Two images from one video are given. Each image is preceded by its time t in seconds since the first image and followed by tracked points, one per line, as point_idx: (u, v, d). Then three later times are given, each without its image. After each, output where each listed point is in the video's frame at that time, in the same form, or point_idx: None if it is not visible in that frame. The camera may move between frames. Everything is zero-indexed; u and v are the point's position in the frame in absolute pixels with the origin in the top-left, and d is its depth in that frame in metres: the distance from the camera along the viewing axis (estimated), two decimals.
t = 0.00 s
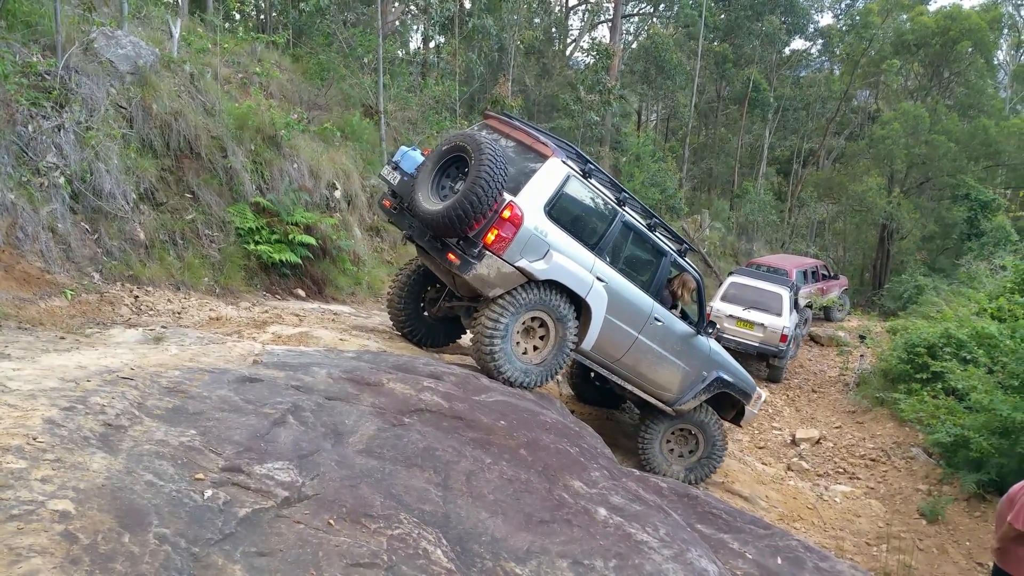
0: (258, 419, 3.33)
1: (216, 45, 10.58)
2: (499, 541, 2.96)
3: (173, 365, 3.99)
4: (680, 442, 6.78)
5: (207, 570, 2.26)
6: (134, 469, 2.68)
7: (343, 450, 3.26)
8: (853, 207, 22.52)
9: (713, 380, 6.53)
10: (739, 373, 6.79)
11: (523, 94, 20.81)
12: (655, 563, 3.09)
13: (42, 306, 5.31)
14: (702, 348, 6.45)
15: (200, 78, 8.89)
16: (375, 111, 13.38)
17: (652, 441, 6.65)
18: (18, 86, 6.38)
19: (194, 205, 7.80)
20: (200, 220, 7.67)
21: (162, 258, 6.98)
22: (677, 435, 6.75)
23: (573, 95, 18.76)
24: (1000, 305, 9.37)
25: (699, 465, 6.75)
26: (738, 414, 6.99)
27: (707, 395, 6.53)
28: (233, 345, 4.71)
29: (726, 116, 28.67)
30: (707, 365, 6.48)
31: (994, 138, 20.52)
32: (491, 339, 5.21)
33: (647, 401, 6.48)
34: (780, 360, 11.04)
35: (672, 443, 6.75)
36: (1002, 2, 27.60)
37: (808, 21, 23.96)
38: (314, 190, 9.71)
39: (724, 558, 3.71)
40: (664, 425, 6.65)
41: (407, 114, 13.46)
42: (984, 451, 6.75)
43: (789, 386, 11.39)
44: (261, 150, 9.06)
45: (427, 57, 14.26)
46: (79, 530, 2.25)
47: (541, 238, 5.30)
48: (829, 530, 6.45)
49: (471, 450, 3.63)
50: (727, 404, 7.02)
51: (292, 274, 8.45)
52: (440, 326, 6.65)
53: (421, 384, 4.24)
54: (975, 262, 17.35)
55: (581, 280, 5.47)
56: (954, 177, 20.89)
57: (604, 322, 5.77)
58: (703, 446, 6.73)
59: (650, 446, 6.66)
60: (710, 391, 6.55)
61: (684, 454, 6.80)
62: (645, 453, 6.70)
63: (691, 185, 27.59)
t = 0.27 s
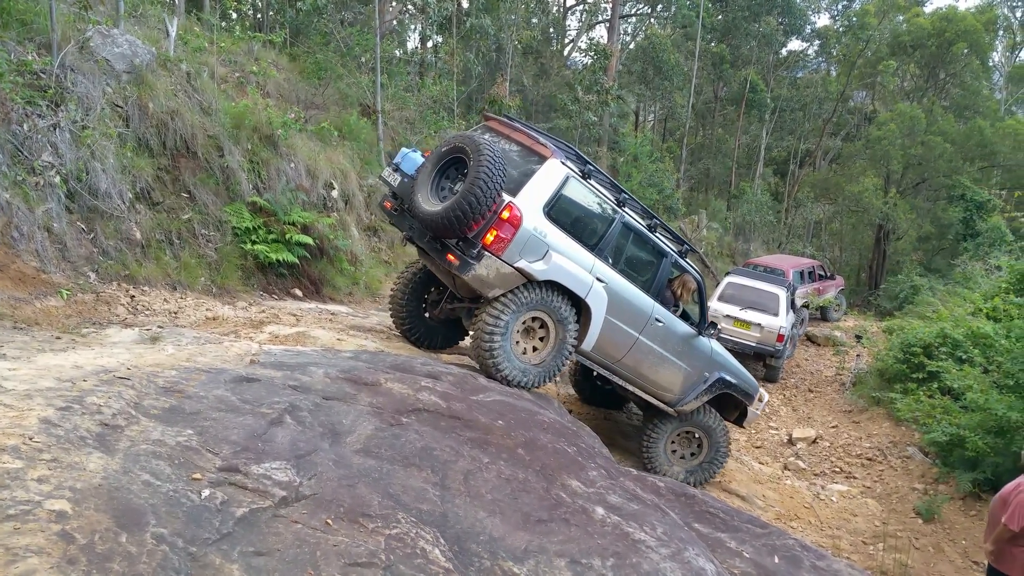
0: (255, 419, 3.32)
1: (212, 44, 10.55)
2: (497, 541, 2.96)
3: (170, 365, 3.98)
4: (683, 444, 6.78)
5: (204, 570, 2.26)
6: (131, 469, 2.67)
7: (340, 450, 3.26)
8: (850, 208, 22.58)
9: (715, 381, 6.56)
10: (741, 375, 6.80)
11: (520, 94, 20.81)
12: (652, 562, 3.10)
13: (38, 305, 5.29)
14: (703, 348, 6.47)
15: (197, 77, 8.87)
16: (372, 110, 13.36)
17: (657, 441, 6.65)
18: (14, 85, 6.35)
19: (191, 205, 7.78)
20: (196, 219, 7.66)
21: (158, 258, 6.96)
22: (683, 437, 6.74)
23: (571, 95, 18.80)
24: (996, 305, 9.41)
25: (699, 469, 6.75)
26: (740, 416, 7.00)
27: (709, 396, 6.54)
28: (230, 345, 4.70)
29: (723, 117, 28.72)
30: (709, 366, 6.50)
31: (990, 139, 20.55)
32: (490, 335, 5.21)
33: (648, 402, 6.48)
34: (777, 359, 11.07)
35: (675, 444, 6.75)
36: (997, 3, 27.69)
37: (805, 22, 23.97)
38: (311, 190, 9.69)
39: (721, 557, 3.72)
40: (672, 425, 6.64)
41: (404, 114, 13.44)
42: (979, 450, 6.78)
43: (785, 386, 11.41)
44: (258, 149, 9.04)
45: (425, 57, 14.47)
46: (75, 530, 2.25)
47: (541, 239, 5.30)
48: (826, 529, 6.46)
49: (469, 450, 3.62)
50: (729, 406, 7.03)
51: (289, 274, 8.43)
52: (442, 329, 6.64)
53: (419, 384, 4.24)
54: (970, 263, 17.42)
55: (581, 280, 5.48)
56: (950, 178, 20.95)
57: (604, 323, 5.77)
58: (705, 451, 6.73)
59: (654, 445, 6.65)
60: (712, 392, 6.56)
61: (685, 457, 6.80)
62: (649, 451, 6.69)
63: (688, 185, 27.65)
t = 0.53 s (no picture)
0: (252, 413, 3.33)
1: (214, 39, 10.56)
2: (492, 538, 2.97)
3: (168, 358, 3.98)
4: (689, 445, 6.79)
5: (200, 563, 2.26)
6: (129, 461, 2.68)
7: (337, 446, 3.26)
8: (850, 210, 22.59)
9: (719, 383, 6.57)
10: (745, 377, 6.81)
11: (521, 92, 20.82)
12: (647, 561, 3.10)
13: (38, 298, 5.30)
14: (706, 350, 6.47)
15: (198, 72, 8.87)
16: (373, 107, 13.36)
17: (665, 440, 6.63)
18: (16, 78, 6.36)
19: (191, 199, 7.78)
20: (196, 214, 7.67)
21: (159, 252, 6.96)
22: (690, 438, 6.75)
23: (572, 94, 18.80)
24: (997, 310, 9.42)
25: (702, 471, 6.79)
26: (745, 418, 7.02)
27: (712, 398, 6.55)
28: (229, 340, 4.70)
29: (724, 117, 28.71)
30: (712, 368, 6.52)
31: (992, 143, 20.54)
32: (491, 330, 5.22)
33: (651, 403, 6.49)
34: (775, 361, 11.07)
35: (681, 445, 6.75)
36: (1001, 6, 27.65)
37: (808, 23, 23.94)
38: (311, 186, 9.69)
39: (716, 557, 3.72)
40: (682, 425, 6.63)
41: (405, 111, 13.44)
42: (976, 455, 6.79)
43: (783, 388, 11.42)
44: (258, 145, 9.05)
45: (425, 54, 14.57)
46: (72, 521, 2.25)
47: (541, 239, 5.30)
48: (822, 531, 6.47)
49: (465, 447, 3.63)
50: (734, 408, 7.06)
51: (288, 270, 8.44)
52: (447, 330, 6.61)
53: (416, 381, 4.25)
54: (970, 266, 17.43)
55: (581, 281, 5.48)
56: (951, 181, 20.94)
57: (606, 323, 5.78)
58: (710, 453, 6.76)
59: (661, 444, 6.63)
60: (715, 394, 6.57)
61: (688, 459, 6.81)
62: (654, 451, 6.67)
63: (688, 185, 27.66)
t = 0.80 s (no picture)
0: (253, 409, 3.32)
1: (220, 34, 10.57)
2: (491, 536, 2.95)
3: (170, 352, 3.98)
4: (701, 448, 6.75)
5: (199, 558, 2.25)
6: (129, 455, 2.67)
7: (337, 442, 3.25)
8: (857, 211, 22.49)
9: (728, 384, 6.55)
10: (754, 379, 6.77)
11: (526, 90, 20.81)
12: (647, 563, 3.08)
13: (43, 290, 5.31)
14: (713, 351, 6.44)
15: (204, 67, 8.87)
16: (378, 103, 13.37)
17: (679, 441, 6.58)
18: (23, 70, 6.37)
19: (196, 194, 7.79)
20: (201, 208, 7.68)
21: (163, 246, 6.97)
22: (704, 441, 6.71)
23: (578, 92, 18.75)
24: (1004, 314, 9.35)
25: (711, 476, 6.76)
26: (755, 420, 6.99)
27: (721, 399, 6.53)
28: (231, 334, 4.70)
29: (731, 117, 28.60)
30: (720, 369, 6.49)
31: (1001, 145, 20.39)
32: (497, 324, 5.19)
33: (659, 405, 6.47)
34: (780, 362, 11.02)
35: (693, 448, 6.70)
36: (1012, 7, 27.42)
37: (816, 22, 23.81)
38: (315, 181, 9.69)
39: (716, 558, 3.70)
40: (698, 427, 6.59)
41: (410, 108, 13.42)
42: (982, 459, 6.71)
43: (787, 389, 11.37)
44: (263, 140, 9.05)
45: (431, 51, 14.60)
46: (72, 514, 2.25)
47: (546, 240, 5.27)
48: (824, 534, 6.43)
49: (465, 445, 3.62)
50: (745, 409, 7.03)
51: (292, 265, 8.44)
52: (453, 331, 6.55)
53: (417, 378, 4.24)
54: (977, 269, 17.32)
55: (587, 282, 5.45)
56: (959, 183, 20.80)
57: (612, 324, 5.75)
58: (720, 459, 6.74)
59: (674, 445, 6.59)
60: (724, 396, 6.55)
61: (696, 462, 6.77)
62: (667, 450, 6.62)
63: (693, 184, 27.61)
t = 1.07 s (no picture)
0: (255, 403, 3.34)
1: (225, 28, 10.57)
2: (493, 529, 2.96)
3: (173, 347, 4.01)
4: (712, 443, 6.74)
5: (199, 551, 2.28)
6: (130, 449, 2.70)
7: (339, 436, 3.27)
8: (867, 203, 22.28)
9: (738, 378, 6.54)
10: (765, 372, 6.75)
11: (533, 82, 20.73)
12: (648, 555, 3.07)
13: (49, 286, 5.36)
14: (723, 345, 6.42)
15: (209, 62, 8.88)
16: (384, 97, 13.34)
17: (693, 435, 6.56)
18: (27, 66, 6.41)
19: (202, 188, 7.82)
20: (206, 203, 7.72)
21: (169, 241, 7.01)
22: (716, 435, 6.70)
23: (585, 84, 18.64)
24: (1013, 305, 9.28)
25: (721, 471, 6.75)
26: (766, 415, 6.98)
27: (731, 393, 6.52)
28: (235, 329, 4.73)
29: (740, 108, 28.37)
30: (730, 363, 6.47)
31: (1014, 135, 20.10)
32: (506, 316, 5.21)
33: (669, 399, 6.46)
34: (787, 355, 10.96)
35: (704, 442, 6.69)
36: None
37: (826, 12, 23.55)
38: (321, 176, 9.70)
39: (719, 551, 3.69)
40: (712, 421, 6.58)
41: (416, 101, 13.38)
42: (988, 451, 6.68)
43: (795, 382, 11.32)
44: (269, 134, 9.07)
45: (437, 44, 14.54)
46: (72, 508, 2.27)
47: (553, 235, 5.25)
48: (830, 526, 6.41)
49: (468, 438, 3.62)
50: (756, 403, 7.01)
51: (298, 260, 8.46)
52: (462, 328, 6.57)
53: (420, 372, 4.25)
54: (989, 261, 17.13)
55: (596, 277, 5.43)
56: (971, 174, 20.57)
57: (621, 319, 5.73)
58: (730, 454, 6.74)
59: (687, 438, 6.56)
60: (735, 389, 6.54)
61: (707, 457, 6.76)
62: (679, 444, 6.58)
63: (701, 176, 27.44)
